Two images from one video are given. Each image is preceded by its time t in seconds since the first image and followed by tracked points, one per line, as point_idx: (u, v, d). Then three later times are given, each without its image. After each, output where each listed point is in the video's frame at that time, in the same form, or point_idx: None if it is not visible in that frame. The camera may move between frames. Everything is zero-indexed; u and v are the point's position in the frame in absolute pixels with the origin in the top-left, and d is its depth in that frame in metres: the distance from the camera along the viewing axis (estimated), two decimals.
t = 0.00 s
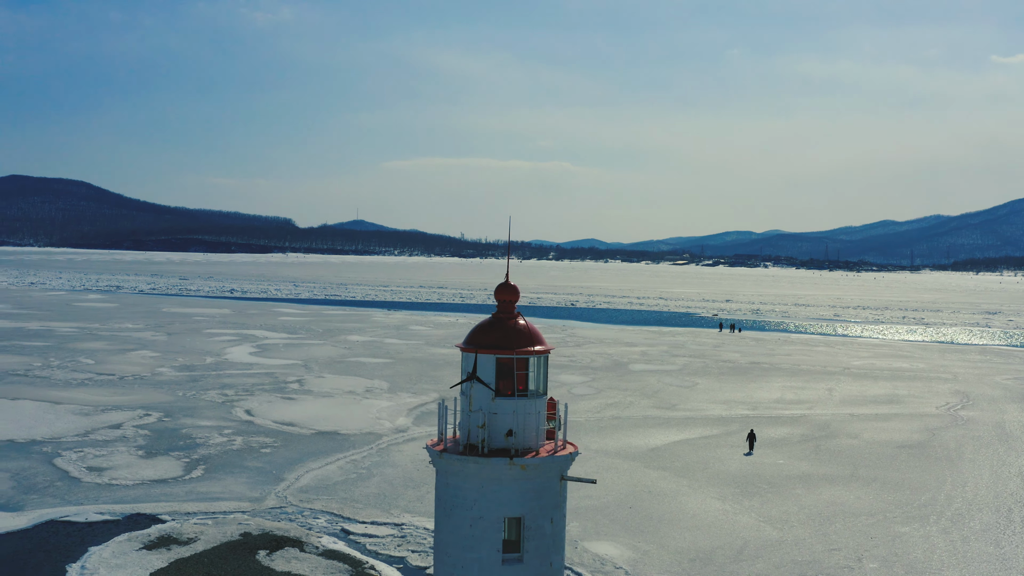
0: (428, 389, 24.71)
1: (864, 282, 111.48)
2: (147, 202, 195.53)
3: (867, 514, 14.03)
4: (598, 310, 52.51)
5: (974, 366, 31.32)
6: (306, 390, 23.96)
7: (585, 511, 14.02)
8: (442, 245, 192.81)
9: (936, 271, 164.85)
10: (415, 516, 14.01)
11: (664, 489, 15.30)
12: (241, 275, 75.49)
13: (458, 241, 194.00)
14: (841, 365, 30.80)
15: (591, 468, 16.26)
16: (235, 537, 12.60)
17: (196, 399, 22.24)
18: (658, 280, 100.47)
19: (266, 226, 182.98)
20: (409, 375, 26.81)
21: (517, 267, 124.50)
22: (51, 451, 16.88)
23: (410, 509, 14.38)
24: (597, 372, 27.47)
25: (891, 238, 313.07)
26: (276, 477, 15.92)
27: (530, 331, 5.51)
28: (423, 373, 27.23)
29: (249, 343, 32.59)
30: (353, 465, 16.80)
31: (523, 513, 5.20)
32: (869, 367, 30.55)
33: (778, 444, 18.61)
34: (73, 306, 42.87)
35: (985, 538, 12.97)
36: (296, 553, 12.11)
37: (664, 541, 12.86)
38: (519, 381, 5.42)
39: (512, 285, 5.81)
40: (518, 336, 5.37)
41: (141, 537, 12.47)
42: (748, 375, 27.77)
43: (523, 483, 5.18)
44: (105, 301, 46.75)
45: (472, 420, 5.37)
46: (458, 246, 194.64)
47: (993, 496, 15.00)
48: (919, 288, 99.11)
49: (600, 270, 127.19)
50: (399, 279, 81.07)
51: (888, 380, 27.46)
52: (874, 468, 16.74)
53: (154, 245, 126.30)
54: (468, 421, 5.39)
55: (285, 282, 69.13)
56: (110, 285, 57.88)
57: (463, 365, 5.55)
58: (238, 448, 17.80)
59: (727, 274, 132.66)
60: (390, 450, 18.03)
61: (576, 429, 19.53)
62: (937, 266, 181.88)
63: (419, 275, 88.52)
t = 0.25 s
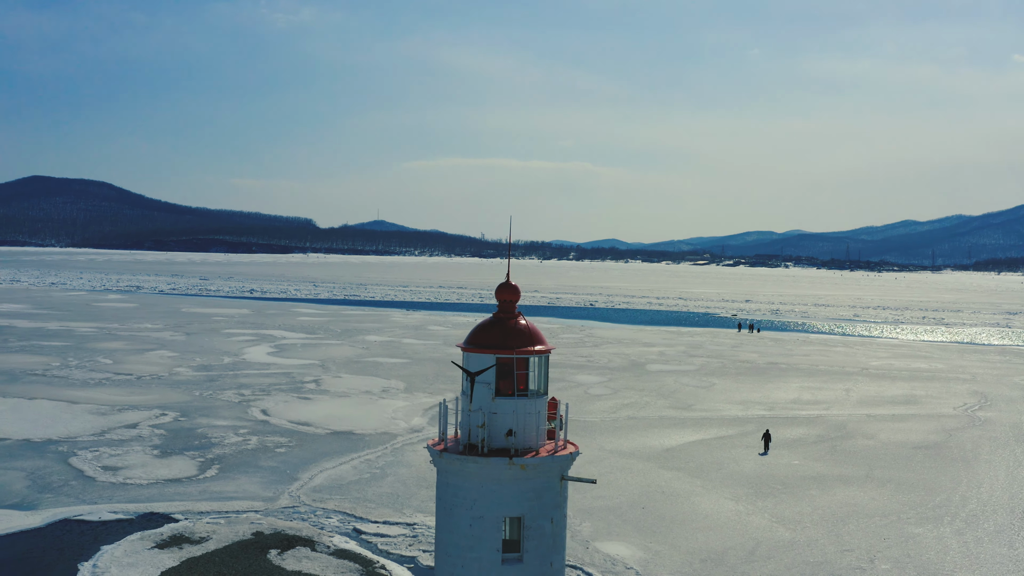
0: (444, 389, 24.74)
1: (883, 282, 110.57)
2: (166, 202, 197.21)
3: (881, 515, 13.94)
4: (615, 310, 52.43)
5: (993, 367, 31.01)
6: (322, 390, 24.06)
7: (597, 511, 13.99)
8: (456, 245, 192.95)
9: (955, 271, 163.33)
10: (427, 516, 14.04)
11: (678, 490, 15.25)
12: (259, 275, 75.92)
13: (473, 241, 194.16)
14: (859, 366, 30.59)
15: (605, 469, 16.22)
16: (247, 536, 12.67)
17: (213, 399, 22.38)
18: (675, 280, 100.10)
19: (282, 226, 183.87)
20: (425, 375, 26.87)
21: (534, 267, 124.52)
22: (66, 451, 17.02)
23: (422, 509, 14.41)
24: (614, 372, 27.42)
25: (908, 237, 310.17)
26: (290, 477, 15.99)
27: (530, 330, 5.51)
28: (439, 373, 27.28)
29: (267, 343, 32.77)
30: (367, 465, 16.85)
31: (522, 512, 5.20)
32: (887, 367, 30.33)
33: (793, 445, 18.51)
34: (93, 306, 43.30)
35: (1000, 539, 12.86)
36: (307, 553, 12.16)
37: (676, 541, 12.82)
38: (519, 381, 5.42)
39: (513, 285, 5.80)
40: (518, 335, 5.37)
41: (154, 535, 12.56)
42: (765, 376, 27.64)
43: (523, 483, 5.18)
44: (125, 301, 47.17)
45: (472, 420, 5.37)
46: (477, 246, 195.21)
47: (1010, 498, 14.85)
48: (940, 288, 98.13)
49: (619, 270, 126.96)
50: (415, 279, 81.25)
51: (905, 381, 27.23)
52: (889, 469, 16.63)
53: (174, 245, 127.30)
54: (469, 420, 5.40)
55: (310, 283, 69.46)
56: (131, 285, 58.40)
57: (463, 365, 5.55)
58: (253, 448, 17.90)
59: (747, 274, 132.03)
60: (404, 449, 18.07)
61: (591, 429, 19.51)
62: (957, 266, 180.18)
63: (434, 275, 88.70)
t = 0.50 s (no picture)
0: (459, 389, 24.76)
1: (901, 283, 109.54)
2: (182, 202, 198.58)
3: (894, 516, 13.85)
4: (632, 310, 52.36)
5: (1013, 368, 30.69)
6: (338, 390, 24.13)
7: (609, 512, 13.95)
8: (469, 245, 193.05)
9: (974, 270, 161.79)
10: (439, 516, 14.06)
11: (691, 490, 15.20)
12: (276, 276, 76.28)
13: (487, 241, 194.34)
14: (877, 366, 30.38)
15: (618, 469, 16.20)
16: (258, 535, 12.74)
17: (229, 399, 22.49)
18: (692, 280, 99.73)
19: (296, 226, 184.63)
20: (441, 375, 26.92)
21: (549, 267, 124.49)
22: (81, 450, 17.16)
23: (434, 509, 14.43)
24: (630, 373, 27.37)
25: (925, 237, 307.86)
26: (302, 476, 16.05)
27: (530, 330, 5.51)
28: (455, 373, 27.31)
29: (284, 343, 32.92)
30: (380, 465, 16.89)
31: (522, 512, 5.20)
32: (905, 368, 30.11)
33: (808, 446, 18.42)
34: (112, 306, 43.66)
35: (1014, 540, 12.75)
36: (317, 552, 12.21)
37: (687, 542, 12.77)
38: (518, 381, 5.42)
39: (514, 285, 5.80)
40: (518, 335, 5.37)
41: (166, 534, 12.64)
42: (781, 376, 27.51)
43: (523, 482, 5.18)
44: (144, 301, 47.53)
45: (472, 419, 5.38)
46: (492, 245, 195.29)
47: None
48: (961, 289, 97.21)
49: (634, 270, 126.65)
50: (430, 279, 81.41)
51: (923, 382, 27.01)
52: (904, 470, 16.52)
53: (192, 245, 128.21)
54: (468, 420, 5.40)
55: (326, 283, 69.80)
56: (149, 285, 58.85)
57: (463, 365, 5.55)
58: (267, 447, 17.97)
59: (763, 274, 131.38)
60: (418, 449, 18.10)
61: (606, 429, 19.47)
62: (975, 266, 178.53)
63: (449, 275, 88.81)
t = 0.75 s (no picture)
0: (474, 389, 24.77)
1: (921, 283, 108.49)
2: (199, 202, 199.73)
3: (907, 517, 13.76)
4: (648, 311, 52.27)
5: None
6: (353, 390, 24.21)
7: (620, 512, 13.92)
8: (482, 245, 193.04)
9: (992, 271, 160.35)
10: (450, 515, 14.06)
11: (703, 491, 15.15)
12: (292, 276, 76.59)
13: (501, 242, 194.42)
14: (894, 367, 30.16)
15: (630, 470, 16.16)
16: (269, 535, 12.79)
17: (244, 398, 22.60)
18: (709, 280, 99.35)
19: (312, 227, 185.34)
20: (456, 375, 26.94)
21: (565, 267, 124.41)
22: (95, 449, 17.27)
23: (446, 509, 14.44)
24: (646, 373, 27.32)
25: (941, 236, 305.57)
26: (314, 476, 16.10)
27: (530, 330, 5.51)
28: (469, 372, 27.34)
29: (300, 343, 33.06)
30: (392, 465, 16.92)
31: (520, 512, 5.20)
32: (922, 368, 29.89)
33: (822, 446, 18.33)
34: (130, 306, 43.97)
35: None
36: (327, 551, 12.26)
37: (697, 543, 12.73)
38: (517, 381, 5.43)
39: (513, 285, 5.80)
40: (517, 335, 5.37)
41: (176, 533, 12.71)
42: (797, 377, 27.38)
43: (521, 482, 5.18)
44: (162, 301, 47.84)
45: (471, 419, 5.38)
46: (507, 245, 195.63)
47: None
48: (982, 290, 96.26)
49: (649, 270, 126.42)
50: (445, 279, 81.54)
51: (939, 382, 26.80)
52: (919, 471, 16.41)
53: (208, 245, 129.03)
54: (467, 419, 5.41)
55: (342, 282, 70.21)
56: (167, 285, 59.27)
57: (462, 365, 5.56)
58: (280, 447, 18.04)
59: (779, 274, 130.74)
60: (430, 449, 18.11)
61: (620, 429, 19.44)
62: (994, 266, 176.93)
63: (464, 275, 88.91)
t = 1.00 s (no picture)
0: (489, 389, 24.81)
1: (941, 284, 107.65)
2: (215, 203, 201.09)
3: (920, 519, 13.68)
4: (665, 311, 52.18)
5: None
6: (368, 390, 24.29)
7: (631, 513, 13.91)
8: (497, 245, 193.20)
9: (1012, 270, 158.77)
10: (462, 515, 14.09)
11: (716, 492, 15.11)
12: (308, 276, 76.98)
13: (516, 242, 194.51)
14: (912, 368, 29.93)
15: (642, 471, 16.14)
16: (280, 534, 12.88)
17: (259, 398, 22.74)
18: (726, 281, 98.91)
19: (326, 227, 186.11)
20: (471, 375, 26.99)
21: (581, 267, 124.27)
22: (111, 449, 17.44)
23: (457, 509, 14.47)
24: (661, 373, 27.29)
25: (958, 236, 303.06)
26: (326, 476, 16.18)
27: (530, 330, 5.52)
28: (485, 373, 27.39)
29: (317, 343, 33.23)
30: (405, 465, 16.96)
31: (519, 512, 5.22)
32: (940, 369, 29.64)
33: (837, 447, 18.23)
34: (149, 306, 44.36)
35: None
36: (337, 551, 12.32)
37: (708, 543, 12.70)
38: (518, 381, 5.44)
39: (514, 285, 5.81)
40: (517, 335, 5.38)
41: (188, 532, 12.82)
42: (812, 378, 27.25)
43: (520, 482, 5.20)
44: (180, 301, 48.24)
45: (471, 418, 5.41)
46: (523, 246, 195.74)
47: None
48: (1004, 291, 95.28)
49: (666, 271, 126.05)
50: (460, 279, 81.67)
51: (957, 384, 26.57)
52: (934, 472, 16.29)
53: (225, 246, 130.02)
54: (468, 419, 5.43)
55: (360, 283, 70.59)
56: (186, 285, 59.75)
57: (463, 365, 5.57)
58: (294, 447, 18.12)
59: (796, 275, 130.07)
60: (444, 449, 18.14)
61: (635, 429, 19.41)
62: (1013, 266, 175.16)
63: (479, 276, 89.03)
